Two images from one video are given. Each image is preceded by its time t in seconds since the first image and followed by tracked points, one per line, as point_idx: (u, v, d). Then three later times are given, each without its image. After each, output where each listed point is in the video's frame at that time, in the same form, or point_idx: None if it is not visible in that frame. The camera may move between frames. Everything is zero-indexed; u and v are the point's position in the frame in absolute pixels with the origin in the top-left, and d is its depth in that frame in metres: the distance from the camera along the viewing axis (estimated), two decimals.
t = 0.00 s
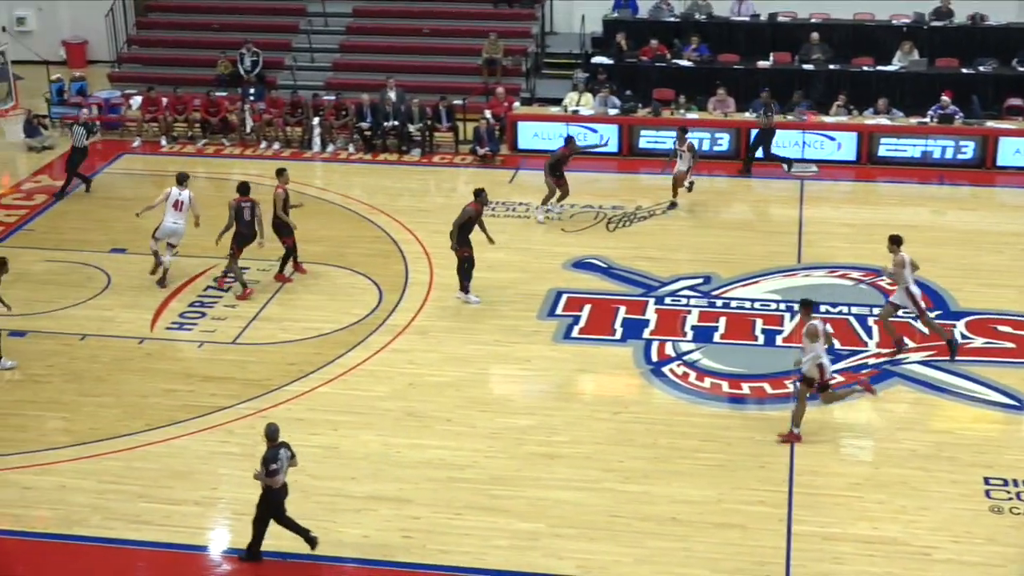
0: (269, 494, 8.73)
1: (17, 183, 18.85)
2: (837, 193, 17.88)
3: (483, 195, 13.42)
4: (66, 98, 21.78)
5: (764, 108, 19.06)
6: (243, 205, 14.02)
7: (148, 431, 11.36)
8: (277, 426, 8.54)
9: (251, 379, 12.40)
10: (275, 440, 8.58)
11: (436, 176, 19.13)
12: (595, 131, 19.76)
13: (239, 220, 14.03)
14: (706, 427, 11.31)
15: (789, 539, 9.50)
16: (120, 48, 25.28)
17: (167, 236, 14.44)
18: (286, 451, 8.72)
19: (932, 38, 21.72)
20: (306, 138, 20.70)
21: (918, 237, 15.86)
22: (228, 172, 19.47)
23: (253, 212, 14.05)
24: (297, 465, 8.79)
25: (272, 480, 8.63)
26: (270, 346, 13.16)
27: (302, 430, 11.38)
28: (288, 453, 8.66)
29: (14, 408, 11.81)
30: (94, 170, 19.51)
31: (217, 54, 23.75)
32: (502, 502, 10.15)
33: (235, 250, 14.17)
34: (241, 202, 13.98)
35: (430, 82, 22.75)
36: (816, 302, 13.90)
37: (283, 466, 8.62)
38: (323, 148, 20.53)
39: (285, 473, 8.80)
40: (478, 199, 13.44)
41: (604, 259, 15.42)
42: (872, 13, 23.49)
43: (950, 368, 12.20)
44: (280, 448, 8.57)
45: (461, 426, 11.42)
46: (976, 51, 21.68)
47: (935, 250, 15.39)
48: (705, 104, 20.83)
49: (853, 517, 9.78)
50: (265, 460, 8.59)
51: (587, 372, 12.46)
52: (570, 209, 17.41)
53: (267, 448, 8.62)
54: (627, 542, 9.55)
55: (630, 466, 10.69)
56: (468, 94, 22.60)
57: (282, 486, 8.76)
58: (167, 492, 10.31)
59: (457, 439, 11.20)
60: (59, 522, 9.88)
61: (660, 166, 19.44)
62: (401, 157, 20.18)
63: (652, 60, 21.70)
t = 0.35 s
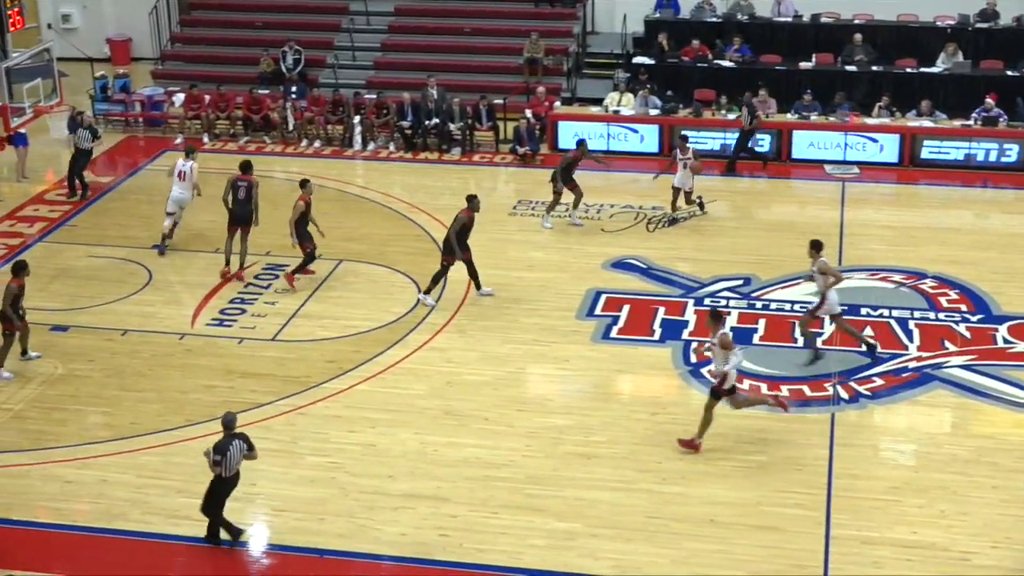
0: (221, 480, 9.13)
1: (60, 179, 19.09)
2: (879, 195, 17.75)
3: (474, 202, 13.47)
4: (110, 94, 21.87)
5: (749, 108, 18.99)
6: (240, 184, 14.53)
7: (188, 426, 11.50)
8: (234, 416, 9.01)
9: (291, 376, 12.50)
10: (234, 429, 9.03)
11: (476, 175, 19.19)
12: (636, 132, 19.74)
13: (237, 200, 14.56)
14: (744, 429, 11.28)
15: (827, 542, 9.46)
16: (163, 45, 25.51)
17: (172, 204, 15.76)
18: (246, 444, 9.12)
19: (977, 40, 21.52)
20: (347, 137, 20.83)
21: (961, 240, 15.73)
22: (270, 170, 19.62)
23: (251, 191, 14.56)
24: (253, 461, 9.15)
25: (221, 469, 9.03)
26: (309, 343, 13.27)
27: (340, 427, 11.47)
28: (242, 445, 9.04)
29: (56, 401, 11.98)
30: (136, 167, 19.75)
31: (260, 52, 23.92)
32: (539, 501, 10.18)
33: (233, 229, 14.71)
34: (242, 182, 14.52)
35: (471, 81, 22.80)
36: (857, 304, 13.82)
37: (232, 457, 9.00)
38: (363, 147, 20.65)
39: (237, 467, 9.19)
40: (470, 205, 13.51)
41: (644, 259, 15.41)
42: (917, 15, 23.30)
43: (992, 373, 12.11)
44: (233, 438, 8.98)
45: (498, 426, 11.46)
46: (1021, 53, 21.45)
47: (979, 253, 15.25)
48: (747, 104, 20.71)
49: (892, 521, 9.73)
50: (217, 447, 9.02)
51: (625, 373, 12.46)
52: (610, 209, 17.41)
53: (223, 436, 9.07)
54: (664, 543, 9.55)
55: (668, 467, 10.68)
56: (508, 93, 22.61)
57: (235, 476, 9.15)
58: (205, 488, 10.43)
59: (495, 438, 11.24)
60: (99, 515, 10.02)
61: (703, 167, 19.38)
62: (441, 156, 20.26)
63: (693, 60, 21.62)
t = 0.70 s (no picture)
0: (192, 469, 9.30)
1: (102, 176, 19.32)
2: (921, 198, 17.62)
3: (469, 202, 13.33)
4: (151, 91, 22.09)
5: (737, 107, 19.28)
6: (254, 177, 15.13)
7: (226, 422, 11.61)
8: (205, 407, 9.11)
9: (328, 374, 12.60)
10: (203, 419, 9.18)
11: (514, 175, 19.24)
12: (676, 132, 19.72)
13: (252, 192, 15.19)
14: (782, 432, 11.25)
15: (864, 547, 9.42)
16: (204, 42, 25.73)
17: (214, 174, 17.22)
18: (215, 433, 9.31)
19: (1021, 42, 21.31)
20: (386, 136, 20.92)
21: (1004, 244, 15.59)
22: (310, 168, 19.75)
23: (265, 183, 15.15)
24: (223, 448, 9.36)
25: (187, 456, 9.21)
26: (347, 341, 13.37)
27: (377, 425, 11.54)
28: (214, 435, 9.22)
29: (96, 397, 12.14)
30: (177, 164, 19.96)
31: (301, 50, 24.08)
32: (574, 501, 10.20)
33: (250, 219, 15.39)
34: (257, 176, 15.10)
35: (510, 81, 22.84)
36: (897, 308, 13.73)
37: (197, 445, 9.18)
38: (402, 146, 20.74)
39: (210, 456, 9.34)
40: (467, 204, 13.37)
41: (682, 261, 15.38)
42: (961, 17, 23.10)
43: None
44: (200, 427, 9.13)
45: (535, 425, 11.49)
46: None
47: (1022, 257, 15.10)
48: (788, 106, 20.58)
49: (930, 526, 9.67)
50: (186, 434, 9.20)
51: (662, 374, 12.46)
52: (648, 210, 17.40)
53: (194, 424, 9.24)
54: (699, 545, 9.54)
55: (705, 469, 10.67)
56: (548, 93, 22.63)
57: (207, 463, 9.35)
58: (243, 484, 10.53)
59: (531, 438, 11.27)
60: (138, 510, 10.14)
61: (742, 168, 19.30)
62: (480, 155, 20.31)
63: (734, 61, 21.54)
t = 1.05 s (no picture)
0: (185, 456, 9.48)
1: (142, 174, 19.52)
2: (962, 201, 17.48)
3: (459, 210, 13.24)
4: (192, 90, 22.33)
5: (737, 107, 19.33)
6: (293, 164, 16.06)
7: (263, 420, 11.72)
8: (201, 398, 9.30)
9: (365, 373, 12.68)
10: (201, 409, 9.38)
11: (552, 176, 19.27)
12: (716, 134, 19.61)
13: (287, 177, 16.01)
14: (819, 436, 11.21)
15: (901, 552, 9.38)
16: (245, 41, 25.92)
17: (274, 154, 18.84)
18: (215, 425, 9.47)
19: None
20: (425, 135, 20.99)
21: None
22: (348, 167, 19.86)
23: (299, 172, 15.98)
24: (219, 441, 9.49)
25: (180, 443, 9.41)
26: (384, 340, 13.46)
27: (413, 424, 11.61)
28: (206, 425, 9.37)
29: (135, 393, 12.29)
30: (216, 162, 20.15)
31: (341, 50, 24.21)
32: (609, 503, 10.22)
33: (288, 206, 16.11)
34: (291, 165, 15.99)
35: (549, 81, 22.85)
36: (936, 312, 13.64)
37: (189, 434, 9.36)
38: (441, 145, 20.80)
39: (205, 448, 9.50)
40: (458, 212, 13.29)
41: (720, 263, 15.35)
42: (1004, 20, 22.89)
43: None
44: (194, 417, 9.32)
45: (571, 426, 11.51)
46: None
47: None
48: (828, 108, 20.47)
49: (967, 532, 9.61)
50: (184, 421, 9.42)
51: (698, 376, 12.44)
52: (686, 211, 17.37)
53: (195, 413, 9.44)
54: (734, 548, 9.54)
55: (741, 472, 10.66)
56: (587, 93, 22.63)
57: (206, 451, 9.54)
58: (279, 481, 10.63)
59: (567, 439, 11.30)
60: (174, 506, 10.27)
61: (780, 170, 19.23)
62: (518, 156, 20.36)
63: (774, 63, 21.45)
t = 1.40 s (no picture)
0: (184, 451, 9.56)
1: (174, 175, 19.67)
2: (995, 208, 17.36)
3: (442, 220, 13.17)
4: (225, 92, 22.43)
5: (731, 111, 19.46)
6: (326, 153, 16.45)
7: (292, 420, 11.80)
8: (196, 395, 9.33)
9: (394, 374, 12.73)
10: (198, 407, 9.40)
11: (583, 179, 19.28)
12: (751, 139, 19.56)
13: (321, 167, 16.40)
14: (850, 442, 11.16)
15: (931, 560, 9.33)
16: (277, 42, 26.07)
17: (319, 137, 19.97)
18: (213, 426, 9.45)
19: None
20: (456, 138, 21.04)
21: None
22: (379, 169, 19.95)
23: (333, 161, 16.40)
24: (217, 444, 9.46)
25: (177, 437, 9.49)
26: (413, 342, 13.51)
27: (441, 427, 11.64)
28: (201, 424, 9.37)
29: (165, 393, 12.40)
30: (249, 163, 20.31)
31: (372, 52, 24.31)
32: (636, 507, 10.22)
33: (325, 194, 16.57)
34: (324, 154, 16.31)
35: (580, 84, 22.86)
36: (968, 318, 13.56)
37: (183, 429, 9.41)
38: (472, 148, 20.85)
39: (201, 446, 9.50)
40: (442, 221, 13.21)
41: (751, 268, 15.31)
42: None
43: None
44: (188, 412, 9.37)
45: (599, 430, 11.52)
46: None
47: None
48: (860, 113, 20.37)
49: (998, 540, 9.55)
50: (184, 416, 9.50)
51: (728, 382, 12.41)
52: (717, 216, 17.33)
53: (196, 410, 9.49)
54: (763, 554, 9.51)
55: (769, 477, 10.63)
56: (618, 97, 22.65)
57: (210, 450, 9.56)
58: (308, 482, 10.69)
59: (595, 443, 11.30)
60: (203, 505, 10.35)
61: (812, 176, 19.15)
62: (549, 159, 20.38)
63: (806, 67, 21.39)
